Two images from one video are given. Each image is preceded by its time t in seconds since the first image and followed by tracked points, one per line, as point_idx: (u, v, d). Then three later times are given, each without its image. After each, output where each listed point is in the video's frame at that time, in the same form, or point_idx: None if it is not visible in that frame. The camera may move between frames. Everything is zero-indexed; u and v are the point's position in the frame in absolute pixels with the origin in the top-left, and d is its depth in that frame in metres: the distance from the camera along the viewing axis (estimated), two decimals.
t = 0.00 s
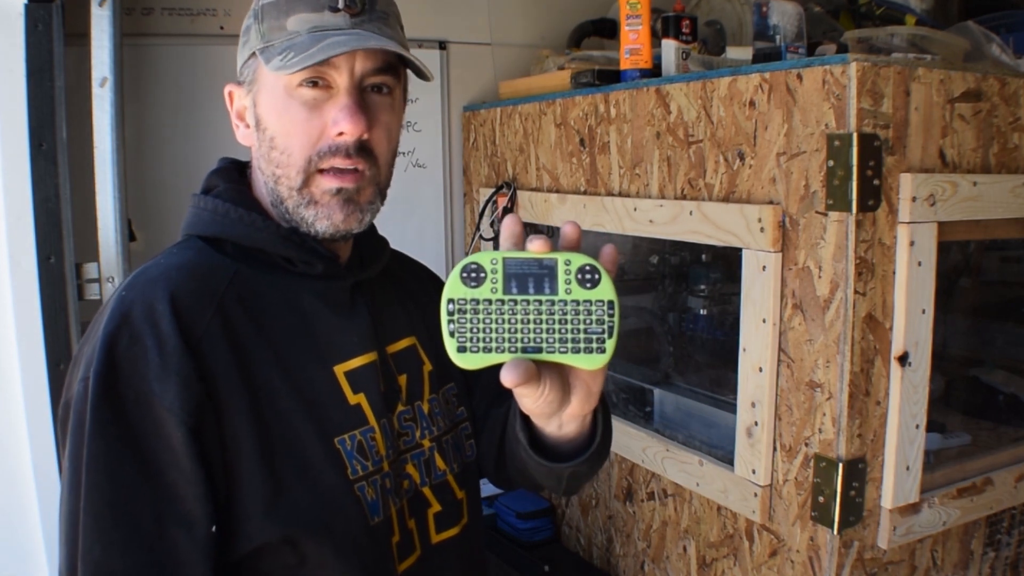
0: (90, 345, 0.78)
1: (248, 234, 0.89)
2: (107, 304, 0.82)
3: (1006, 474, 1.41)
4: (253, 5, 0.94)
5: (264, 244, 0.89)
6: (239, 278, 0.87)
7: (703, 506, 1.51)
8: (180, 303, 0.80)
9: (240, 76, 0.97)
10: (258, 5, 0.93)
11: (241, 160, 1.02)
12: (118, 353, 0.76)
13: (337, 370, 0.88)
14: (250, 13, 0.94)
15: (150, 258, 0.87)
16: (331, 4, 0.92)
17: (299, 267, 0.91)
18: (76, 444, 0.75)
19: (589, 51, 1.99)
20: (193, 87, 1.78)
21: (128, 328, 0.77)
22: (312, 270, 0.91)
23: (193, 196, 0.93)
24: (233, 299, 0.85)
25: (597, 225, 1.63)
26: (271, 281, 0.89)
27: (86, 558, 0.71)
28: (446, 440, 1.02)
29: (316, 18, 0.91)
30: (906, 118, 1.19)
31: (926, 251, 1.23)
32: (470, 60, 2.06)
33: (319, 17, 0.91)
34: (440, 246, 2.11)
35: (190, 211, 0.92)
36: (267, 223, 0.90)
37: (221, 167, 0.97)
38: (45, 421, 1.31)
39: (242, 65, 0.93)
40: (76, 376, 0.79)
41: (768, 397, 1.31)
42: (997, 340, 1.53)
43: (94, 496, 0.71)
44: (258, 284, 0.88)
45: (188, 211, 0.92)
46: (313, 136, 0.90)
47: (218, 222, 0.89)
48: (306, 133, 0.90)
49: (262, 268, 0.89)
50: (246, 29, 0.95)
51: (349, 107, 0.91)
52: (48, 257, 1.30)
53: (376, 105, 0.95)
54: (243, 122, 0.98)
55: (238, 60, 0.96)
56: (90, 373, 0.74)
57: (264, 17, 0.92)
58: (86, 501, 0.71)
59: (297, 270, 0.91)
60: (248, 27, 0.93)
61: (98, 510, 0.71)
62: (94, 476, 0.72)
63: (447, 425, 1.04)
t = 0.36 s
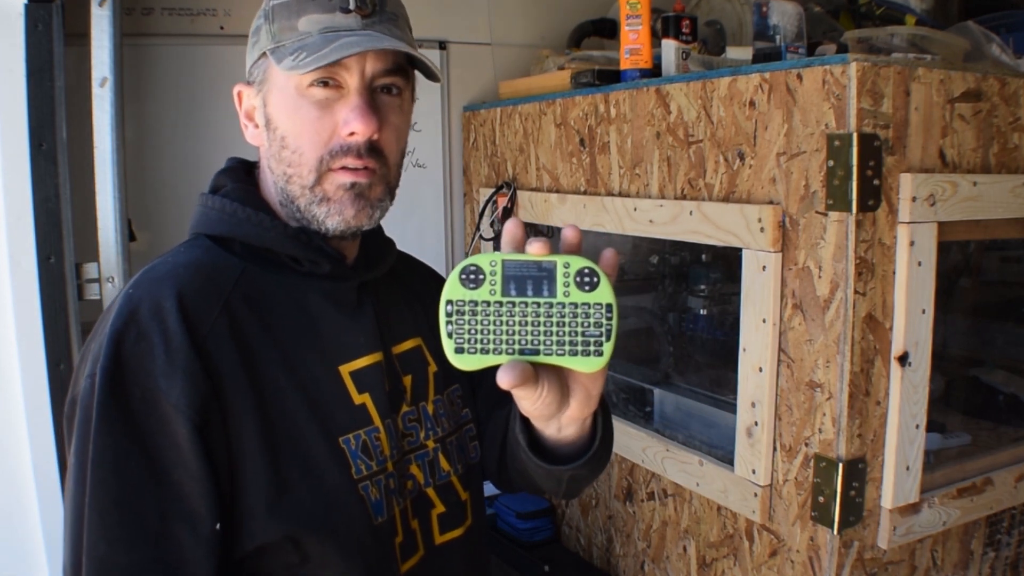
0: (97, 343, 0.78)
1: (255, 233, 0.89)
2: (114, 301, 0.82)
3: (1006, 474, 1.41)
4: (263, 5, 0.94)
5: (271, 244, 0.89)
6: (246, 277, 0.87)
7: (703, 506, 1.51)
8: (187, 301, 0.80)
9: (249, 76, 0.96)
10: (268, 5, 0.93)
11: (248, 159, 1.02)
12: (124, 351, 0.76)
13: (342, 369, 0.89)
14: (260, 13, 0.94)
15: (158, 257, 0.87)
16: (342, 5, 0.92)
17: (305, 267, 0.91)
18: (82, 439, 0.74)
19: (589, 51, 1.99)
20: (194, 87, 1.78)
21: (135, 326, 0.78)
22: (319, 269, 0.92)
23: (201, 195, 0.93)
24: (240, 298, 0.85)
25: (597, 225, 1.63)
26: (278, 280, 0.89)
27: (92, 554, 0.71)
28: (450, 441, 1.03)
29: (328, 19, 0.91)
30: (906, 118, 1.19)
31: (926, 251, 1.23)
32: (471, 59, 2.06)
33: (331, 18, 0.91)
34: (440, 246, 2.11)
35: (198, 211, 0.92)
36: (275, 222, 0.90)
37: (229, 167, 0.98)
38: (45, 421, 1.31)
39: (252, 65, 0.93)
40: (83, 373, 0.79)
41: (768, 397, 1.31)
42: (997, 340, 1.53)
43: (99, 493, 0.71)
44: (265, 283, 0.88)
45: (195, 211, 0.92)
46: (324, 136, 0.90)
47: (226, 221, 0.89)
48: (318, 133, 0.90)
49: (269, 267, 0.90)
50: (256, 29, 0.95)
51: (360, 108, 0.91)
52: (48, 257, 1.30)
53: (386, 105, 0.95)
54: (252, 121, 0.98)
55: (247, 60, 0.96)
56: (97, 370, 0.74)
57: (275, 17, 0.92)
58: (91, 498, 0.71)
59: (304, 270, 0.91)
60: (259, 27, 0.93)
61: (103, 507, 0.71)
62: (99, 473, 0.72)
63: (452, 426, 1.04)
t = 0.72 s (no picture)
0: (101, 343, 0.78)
1: (259, 234, 0.89)
2: (117, 302, 0.82)
3: (1006, 474, 1.41)
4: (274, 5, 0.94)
5: (274, 245, 0.89)
6: (250, 277, 0.87)
7: (703, 506, 1.51)
8: (190, 301, 0.80)
9: (257, 76, 0.96)
10: (279, 5, 0.93)
11: (254, 158, 1.02)
12: (127, 351, 0.76)
13: (344, 372, 0.89)
14: (270, 13, 0.94)
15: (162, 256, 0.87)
16: (353, 8, 0.92)
17: (309, 268, 0.91)
18: (83, 439, 0.74)
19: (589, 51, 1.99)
20: (194, 87, 1.78)
21: (139, 326, 0.78)
22: (324, 271, 0.92)
23: (205, 195, 0.93)
24: (243, 298, 0.85)
25: (597, 225, 1.63)
26: (283, 282, 0.89)
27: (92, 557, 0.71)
28: (452, 443, 1.02)
29: (339, 22, 0.91)
30: (906, 118, 1.19)
31: (926, 251, 1.23)
32: (471, 59, 2.06)
33: (343, 21, 0.91)
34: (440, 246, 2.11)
35: (202, 211, 0.92)
36: (280, 223, 0.90)
37: (234, 166, 0.98)
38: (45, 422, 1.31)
39: (261, 65, 0.93)
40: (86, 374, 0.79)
41: (768, 397, 1.31)
42: (997, 340, 1.53)
43: (101, 492, 0.71)
44: (269, 283, 0.88)
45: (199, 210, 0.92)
46: (333, 138, 0.90)
47: (230, 222, 0.89)
48: (326, 135, 0.90)
49: (272, 267, 0.90)
50: (266, 29, 0.94)
51: (370, 111, 0.91)
52: (48, 257, 1.30)
53: (395, 109, 0.95)
54: (258, 122, 0.98)
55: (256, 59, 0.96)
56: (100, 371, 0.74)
57: (286, 18, 0.92)
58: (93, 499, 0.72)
59: (308, 271, 0.91)
60: (269, 26, 0.93)
61: (106, 507, 0.71)
62: (102, 473, 0.72)
63: (453, 428, 1.04)
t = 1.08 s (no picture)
0: (133, 367, 0.76)
1: (273, 240, 0.89)
2: (132, 314, 0.79)
3: (1006, 474, 1.41)
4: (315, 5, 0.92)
5: (286, 250, 0.90)
6: (269, 285, 0.86)
7: (703, 506, 1.51)
8: (233, 319, 0.79)
9: (282, 74, 0.92)
10: (334, 7, 0.91)
11: (226, 160, 1.01)
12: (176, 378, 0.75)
13: (360, 369, 0.92)
14: (313, 11, 0.91)
15: (162, 263, 0.83)
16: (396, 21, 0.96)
17: (316, 271, 0.92)
18: (128, 461, 0.74)
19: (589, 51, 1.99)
20: (193, 88, 1.78)
21: (184, 349, 0.76)
22: (329, 273, 0.94)
23: (198, 196, 0.90)
24: (271, 310, 0.84)
25: (597, 225, 1.63)
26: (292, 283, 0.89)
27: (118, 544, 0.74)
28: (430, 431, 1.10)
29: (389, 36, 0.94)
30: (906, 118, 1.19)
31: (926, 251, 1.23)
32: (471, 59, 2.06)
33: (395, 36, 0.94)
34: (440, 246, 2.11)
35: (195, 213, 0.88)
36: (290, 229, 0.90)
37: (222, 167, 0.95)
38: (46, 422, 1.31)
39: (307, 67, 0.90)
40: (108, 393, 0.77)
41: (767, 397, 1.31)
42: (996, 340, 1.53)
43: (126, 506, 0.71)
44: (282, 286, 0.88)
45: (191, 212, 0.89)
46: (369, 159, 0.94)
47: (239, 228, 0.87)
48: (362, 156, 0.93)
49: (282, 270, 0.89)
50: (305, 26, 0.90)
51: (401, 130, 0.94)
52: (48, 257, 1.30)
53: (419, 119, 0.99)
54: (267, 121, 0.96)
55: (291, 52, 0.91)
56: (152, 399, 0.73)
57: (344, 24, 0.90)
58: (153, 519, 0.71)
59: (316, 274, 0.92)
60: (318, 25, 0.90)
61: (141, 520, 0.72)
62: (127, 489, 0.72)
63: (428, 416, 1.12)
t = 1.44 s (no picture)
0: (136, 370, 0.76)
1: (270, 241, 0.88)
2: (134, 317, 0.79)
3: (1006, 474, 1.41)
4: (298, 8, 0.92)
5: (284, 252, 0.89)
6: (267, 285, 0.85)
7: (703, 506, 1.51)
8: (231, 316, 0.79)
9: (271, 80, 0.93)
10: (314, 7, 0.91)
11: (226, 162, 1.01)
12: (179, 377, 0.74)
13: (359, 369, 0.93)
14: (296, 14, 0.92)
15: (164, 267, 0.83)
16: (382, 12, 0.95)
17: (315, 272, 0.92)
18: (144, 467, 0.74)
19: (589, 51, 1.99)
20: (193, 88, 1.78)
21: (184, 348, 0.75)
22: (328, 275, 0.94)
23: (196, 198, 0.90)
24: (271, 309, 0.84)
25: (597, 226, 1.63)
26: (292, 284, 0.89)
27: (134, 549, 0.74)
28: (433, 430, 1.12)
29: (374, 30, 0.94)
30: (906, 118, 1.19)
31: (926, 251, 1.23)
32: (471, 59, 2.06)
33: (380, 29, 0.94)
34: (440, 246, 2.11)
35: (193, 215, 0.88)
36: (288, 232, 0.90)
37: (221, 170, 0.96)
38: (46, 422, 1.31)
39: (290, 70, 0.91)
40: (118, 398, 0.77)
41: (768, 397, 1.31)
42: (997, 340, 1.53)
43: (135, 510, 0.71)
44: (283, 287, 0.87)
45: (191, 214, 0.89)
46: (360, 153, 0.93)
47: (234, 231, 0.87)
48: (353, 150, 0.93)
49: (282, 271, 0.89)
50: (289, 30, 0.91)
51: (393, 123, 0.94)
52: (48, 257, 1.30)
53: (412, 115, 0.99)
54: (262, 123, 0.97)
55: (278, 59, 0.92)
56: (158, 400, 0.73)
57: (326, 22, 0.90)
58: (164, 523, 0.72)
59: (315, 275, 0.92)
60: (301, 27, 0.91)
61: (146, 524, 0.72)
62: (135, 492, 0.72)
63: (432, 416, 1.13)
